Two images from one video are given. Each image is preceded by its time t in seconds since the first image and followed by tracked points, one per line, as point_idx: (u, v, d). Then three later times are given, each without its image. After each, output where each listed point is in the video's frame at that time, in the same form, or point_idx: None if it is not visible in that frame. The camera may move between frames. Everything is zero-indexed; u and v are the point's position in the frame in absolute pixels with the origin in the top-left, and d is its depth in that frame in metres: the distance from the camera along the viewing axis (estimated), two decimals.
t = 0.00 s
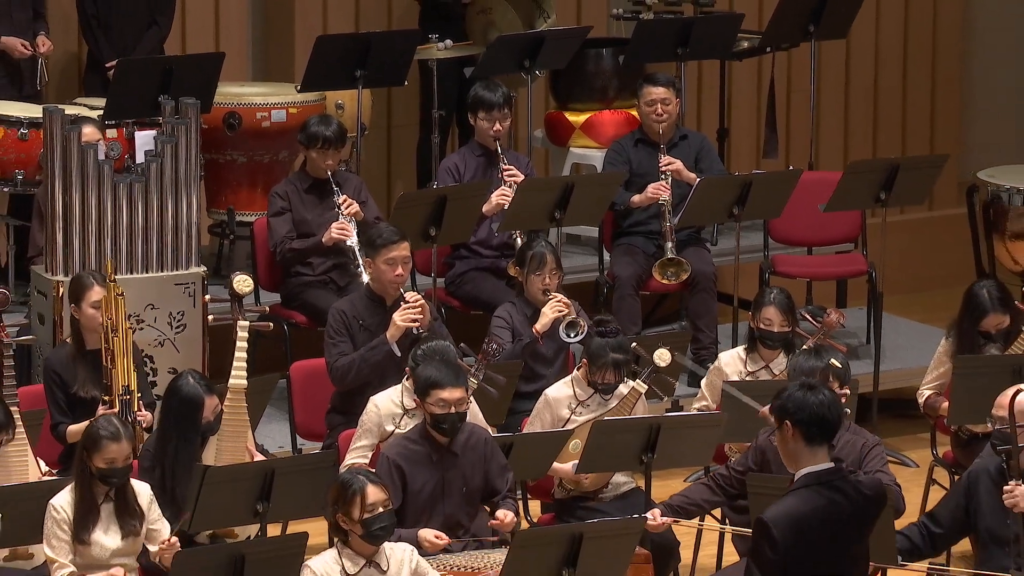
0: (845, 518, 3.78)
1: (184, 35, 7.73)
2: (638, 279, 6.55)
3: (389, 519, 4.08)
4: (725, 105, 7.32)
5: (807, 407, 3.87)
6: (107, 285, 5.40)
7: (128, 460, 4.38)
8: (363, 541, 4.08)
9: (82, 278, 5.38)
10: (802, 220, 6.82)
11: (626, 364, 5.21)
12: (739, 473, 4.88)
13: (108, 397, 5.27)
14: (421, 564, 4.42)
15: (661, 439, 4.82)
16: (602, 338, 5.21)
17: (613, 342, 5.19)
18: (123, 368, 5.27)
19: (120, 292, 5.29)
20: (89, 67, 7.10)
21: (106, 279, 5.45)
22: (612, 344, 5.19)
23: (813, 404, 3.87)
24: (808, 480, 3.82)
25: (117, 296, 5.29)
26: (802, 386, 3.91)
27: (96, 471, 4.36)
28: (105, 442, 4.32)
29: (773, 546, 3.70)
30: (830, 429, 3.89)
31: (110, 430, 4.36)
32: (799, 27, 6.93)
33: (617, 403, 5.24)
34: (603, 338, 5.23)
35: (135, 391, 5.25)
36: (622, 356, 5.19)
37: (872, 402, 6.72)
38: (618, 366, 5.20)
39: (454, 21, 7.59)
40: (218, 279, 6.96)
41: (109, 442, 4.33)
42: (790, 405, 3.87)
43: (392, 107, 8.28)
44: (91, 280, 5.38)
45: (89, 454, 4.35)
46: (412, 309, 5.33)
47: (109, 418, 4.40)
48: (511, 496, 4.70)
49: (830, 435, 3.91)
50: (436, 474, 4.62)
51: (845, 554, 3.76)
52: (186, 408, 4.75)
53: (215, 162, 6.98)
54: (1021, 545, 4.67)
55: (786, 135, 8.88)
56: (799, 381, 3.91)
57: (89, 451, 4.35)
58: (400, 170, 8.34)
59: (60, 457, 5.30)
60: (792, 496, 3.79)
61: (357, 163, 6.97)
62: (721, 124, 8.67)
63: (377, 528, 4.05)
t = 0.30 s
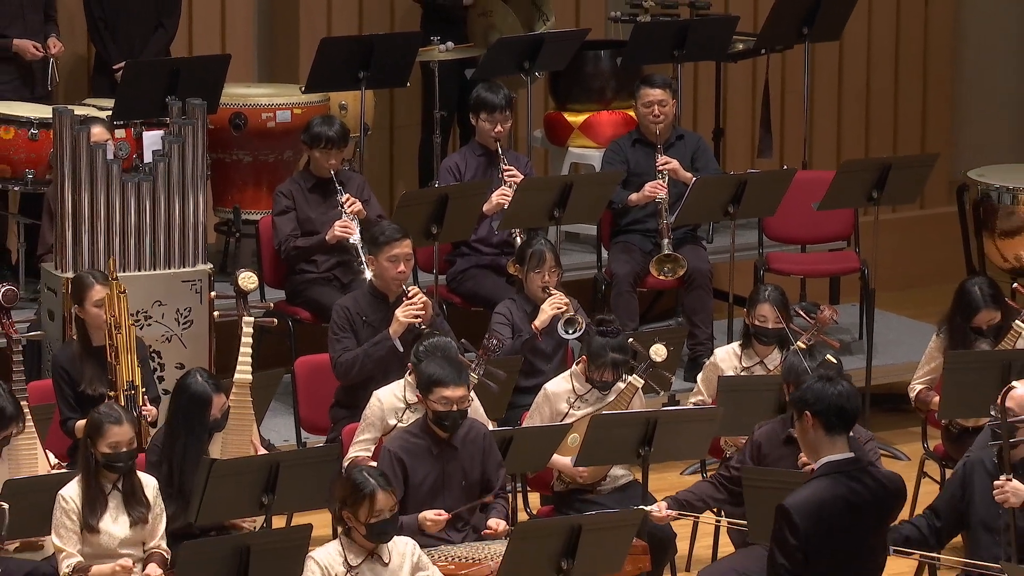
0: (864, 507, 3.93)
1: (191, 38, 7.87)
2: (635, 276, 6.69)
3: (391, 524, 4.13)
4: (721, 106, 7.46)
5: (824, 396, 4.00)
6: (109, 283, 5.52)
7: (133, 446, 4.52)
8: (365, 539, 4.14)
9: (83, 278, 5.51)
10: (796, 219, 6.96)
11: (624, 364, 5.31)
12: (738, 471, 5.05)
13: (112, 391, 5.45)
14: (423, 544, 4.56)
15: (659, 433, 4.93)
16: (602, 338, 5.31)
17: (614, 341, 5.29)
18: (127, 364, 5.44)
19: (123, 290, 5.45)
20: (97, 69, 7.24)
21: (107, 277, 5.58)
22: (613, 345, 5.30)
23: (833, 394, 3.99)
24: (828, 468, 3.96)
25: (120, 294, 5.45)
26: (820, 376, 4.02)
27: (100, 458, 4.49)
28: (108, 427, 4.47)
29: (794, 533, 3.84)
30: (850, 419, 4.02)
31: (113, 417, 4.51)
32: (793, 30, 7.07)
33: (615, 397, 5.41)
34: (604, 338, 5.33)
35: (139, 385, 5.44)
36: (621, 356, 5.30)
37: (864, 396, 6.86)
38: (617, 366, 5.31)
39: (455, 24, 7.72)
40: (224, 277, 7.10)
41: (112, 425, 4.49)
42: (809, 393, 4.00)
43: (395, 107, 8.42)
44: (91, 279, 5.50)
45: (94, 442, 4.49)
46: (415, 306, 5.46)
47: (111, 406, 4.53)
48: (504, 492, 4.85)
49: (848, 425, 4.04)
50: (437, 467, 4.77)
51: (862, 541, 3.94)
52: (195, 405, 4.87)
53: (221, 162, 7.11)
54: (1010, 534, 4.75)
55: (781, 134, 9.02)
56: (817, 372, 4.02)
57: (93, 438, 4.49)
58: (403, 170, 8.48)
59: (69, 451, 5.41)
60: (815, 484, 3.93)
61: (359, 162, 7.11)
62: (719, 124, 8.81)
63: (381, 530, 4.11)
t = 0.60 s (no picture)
0: (875, 496, 3.96)
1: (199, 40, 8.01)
2: (633, 274, 6.83)
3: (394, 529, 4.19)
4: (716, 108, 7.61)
5: (842, 389, 4.00)
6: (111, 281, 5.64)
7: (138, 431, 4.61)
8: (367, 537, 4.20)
9: (86, 278, 5.61)
10: (790, 218, 7.11)
11: (622, 360, 5.46)
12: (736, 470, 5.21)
13: (118, 387, 5.58)
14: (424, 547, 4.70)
15: (655, 427, 5.04)
16: (601, 335, 5.44)
17: (612, 339, 5.42)
18: (133, 360, 5.58)
19: (129, 288, 5.60)
20: (106, 71, 7.38)
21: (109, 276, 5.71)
22: (612, 342, 5.43)
23: (850, 387, 4.00)
24: (839, 457, 3.98)
25: (125, 292, 5.60)
26: (839, 368, 4.02)
27: (106, 447, 4.57)
28: (112, 415, 4.58)
29: (805, 519, 3.88)
30: (863, 410, 4.03)
31: (114, 408, 4.61)
32: (786, 33, 7.23)
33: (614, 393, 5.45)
34: (603, 335, 5.47)
35: (145, 381, 5.59)
36: (619, 353, 5.44)
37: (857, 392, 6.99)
38: (615, 363, 5.46)
39: (456, 26, 7.88)
40: (229, 274, 7.25)
41: (116, 412, 4.60)
42: (827, 386, 3.99)
43: (397, 108, 8.56)
44: (93, 278, 5.62)
45: (98, 432, 4.58)
46: (416, 303, 5.61)
47: (113, 398, 4.64)
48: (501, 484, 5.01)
49: (862, 418, 4.04)
50: (437, 462, 4.89)
51: (871, 531, 3.97)
52: (199, 399, 4.97)
53: (227, 161, 7.25)
54: (1000, 526, 4.73)
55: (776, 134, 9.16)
56: (838, 364, 4.02)
57: (96, 427, 4.59)
58: (405, 170, 8.63)
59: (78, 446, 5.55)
60: (826, 472, 3.96)
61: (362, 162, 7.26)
62: (715, 124, 8.95)
63: (387, 531, 4.18)
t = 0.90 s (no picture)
0: (866, 490, 3.99)
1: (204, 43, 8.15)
2: (630, 272, 6.96)
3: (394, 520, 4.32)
4: (712, 110, 7.75)
5: (837, 385, 3.99)
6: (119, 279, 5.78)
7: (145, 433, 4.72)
8: (369, 528, 4.33)
9: (95, 275, 5.77)
10: (785, 217, 7.24)
11: (623, 354, 5.55)
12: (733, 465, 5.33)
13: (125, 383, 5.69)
14: (429, 530, 4.84)
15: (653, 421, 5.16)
16: (601, 330, 5.53)
17: (612, 333, 5.52)
18: (138, 357, 5.69)
19: (133, 286, 5.69)
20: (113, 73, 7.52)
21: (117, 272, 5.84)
22: (611, 336, 5.53)
23: (843, 383, 4.00)
24: (830, 452, 4.00)
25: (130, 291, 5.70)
26: (833, 365, 4.02)
27: (114, 445, 4.69)
28: (121, 415, 4.67)
29: (796, 513, 3.90)
30: (856, 406, 4.03)
31: (126, 407, 4.70)
32: (780, 36, 7.37)
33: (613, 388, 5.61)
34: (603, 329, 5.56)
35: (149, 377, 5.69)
36: (619, 347, 5.53)
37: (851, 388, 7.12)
38: (616, 357, 5.54)
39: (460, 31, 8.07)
40: (234, 273, 7.39)
41: (126, 413, 4.69)
42: (821, 382, 3.99)
43: (399, 109, 8.69)
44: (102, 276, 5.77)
45: (107, 430, 4.69)
46: (418, 300, 5.73)
47: (123, 396, 4.73)
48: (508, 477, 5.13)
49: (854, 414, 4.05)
50: (439, 455, 5.03)
51: (861, 525, 3.98)
52: (200, 391, 5.16)
53: (233, 162, 7.38)
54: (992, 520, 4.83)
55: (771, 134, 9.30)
56: (831, 360, 4.02)
57: (106, 425, 4.69)
58: (407, 170, 8.76)
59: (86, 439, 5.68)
60: (816, 467, 3.98)
61: (365, 162, 7.40)
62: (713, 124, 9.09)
63: (387, 523, 4.31)
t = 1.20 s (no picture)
0: (850, 483, 4.13)
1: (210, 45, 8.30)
2: (628, 268, 7.10)
3: (397, 501, 4.47)
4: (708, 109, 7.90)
5: (821, 382, 4.13)
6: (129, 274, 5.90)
7: (157, 436, 4.84)
8: (373, 515, 4.48)
9: (108, 270, 5.87)
10: (780, 214, 7.38)
11: (623, 340, 5.71)
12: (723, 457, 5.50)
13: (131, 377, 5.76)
14: (432, 527, 4.96)
15: (649, 415, 5.30)
16: (599, 316, 5.71)
17: (610, 317, 5.69)
18: (143, 351, 5.74)
19: (140, 282, 5.75)
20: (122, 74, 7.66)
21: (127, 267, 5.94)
22: (610, 320, 5.70)
23: (829, 380, 4.12)
24: (816, 448, 4.14)
25: (137, 285, 5.76)
26: (819, 362, 4.14)
27: (127, 446, 4.82)
28: (136, 418, 4.78)
29: (783, 506, 4.04)
30: (842, 401, 4.16)
31: (141, 408, 4.81)
32: (775, 37, 7.52)
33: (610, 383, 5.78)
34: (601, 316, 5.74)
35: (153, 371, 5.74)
36: (618, 330, 5.69)
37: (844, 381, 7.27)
38: (617, 340, 5.70)
39: (459, 32, 8.21)
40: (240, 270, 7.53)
41: (139, 418, 4.79)
42: (807, 380, 4.13)
43: (402, 109, 8.84)
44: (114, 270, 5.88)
45: (122, 432, 4.81)
46: (420, 295, 5.92)
47: (138, 395, 4.83)
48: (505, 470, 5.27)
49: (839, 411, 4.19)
50: (442, 447, 5.18)
51: (844, 518, 4.12)
52: (207, 386, 5.26)
53: (238, 161, 7.52)
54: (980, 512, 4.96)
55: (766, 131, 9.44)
56: (817, 358, 4.14)
57: (121, 427, 4.81)
58: (410, 169, 8.91)
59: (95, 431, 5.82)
60: (800, 462, 4.12)
61: (368, 160, 7.55)
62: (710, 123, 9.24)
63: (388, 507, 4.45)
